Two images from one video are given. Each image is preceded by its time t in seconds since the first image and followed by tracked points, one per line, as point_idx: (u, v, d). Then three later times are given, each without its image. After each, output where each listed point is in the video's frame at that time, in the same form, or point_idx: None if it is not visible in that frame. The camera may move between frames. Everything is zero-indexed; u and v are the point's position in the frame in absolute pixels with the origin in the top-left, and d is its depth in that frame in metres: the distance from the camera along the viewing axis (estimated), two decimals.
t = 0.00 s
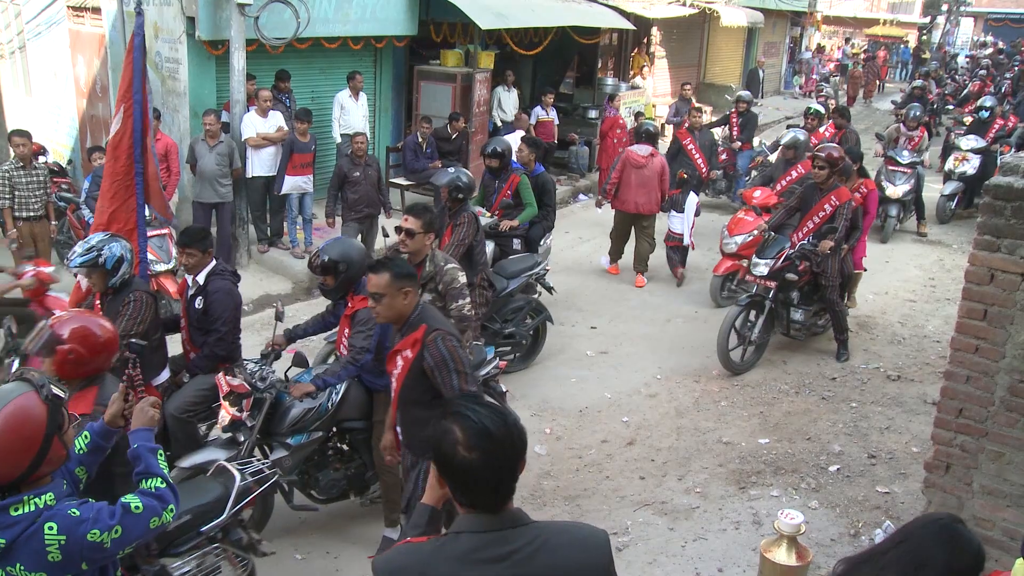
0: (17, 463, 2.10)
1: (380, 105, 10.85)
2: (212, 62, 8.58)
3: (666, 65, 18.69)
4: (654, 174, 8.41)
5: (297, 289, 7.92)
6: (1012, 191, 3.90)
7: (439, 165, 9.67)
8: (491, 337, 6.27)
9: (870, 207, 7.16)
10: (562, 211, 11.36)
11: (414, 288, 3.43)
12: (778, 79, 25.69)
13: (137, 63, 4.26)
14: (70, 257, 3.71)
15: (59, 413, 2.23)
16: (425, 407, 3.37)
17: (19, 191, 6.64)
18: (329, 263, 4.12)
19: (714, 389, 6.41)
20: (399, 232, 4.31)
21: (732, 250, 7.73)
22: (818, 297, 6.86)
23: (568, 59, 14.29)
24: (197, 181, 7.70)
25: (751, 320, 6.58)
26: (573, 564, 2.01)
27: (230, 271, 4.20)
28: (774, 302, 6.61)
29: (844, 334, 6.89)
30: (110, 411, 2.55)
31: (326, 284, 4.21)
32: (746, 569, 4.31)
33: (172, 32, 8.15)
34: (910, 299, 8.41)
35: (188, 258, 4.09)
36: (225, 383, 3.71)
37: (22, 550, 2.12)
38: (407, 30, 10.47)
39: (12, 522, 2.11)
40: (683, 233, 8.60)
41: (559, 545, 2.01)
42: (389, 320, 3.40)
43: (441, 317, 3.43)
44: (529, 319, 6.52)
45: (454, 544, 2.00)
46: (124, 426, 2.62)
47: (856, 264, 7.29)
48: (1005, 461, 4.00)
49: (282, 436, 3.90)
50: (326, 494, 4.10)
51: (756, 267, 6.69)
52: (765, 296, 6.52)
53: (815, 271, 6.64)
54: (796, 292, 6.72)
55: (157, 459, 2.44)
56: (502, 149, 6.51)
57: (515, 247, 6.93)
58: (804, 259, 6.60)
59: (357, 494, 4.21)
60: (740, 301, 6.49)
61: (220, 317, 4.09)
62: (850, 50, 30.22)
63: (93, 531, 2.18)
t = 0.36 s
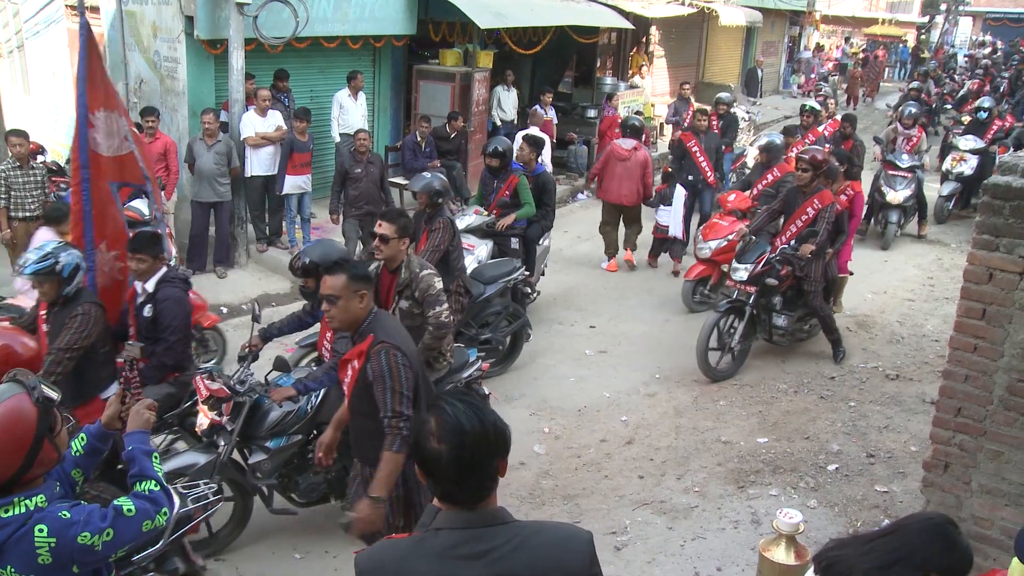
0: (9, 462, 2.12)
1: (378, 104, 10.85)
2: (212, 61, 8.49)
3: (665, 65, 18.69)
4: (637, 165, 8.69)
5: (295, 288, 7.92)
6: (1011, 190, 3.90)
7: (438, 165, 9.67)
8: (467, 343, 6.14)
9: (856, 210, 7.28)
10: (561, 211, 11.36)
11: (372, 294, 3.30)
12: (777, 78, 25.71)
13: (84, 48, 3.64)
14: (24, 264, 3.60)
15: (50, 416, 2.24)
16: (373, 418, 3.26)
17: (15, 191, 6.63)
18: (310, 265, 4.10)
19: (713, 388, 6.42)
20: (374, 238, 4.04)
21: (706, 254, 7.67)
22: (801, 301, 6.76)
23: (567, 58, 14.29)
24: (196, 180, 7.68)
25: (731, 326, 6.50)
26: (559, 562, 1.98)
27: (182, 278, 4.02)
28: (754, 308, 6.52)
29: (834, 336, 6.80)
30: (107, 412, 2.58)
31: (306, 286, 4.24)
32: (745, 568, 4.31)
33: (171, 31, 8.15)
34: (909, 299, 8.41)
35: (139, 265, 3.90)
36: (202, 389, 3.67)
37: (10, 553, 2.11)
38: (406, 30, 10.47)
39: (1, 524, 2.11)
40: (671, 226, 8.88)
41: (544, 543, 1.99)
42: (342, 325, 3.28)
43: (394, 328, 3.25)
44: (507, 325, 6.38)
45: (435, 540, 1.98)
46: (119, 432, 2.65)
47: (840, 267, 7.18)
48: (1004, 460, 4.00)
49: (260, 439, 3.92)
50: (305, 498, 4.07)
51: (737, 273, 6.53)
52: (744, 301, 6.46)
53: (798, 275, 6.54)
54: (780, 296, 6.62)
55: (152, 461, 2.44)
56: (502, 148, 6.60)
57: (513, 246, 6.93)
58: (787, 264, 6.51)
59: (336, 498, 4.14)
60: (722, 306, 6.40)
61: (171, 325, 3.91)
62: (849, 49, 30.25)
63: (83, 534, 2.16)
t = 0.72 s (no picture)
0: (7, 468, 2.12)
1: (378, 105, 10.86)
2: (211, 63, 8.48)
3: (664, 66, 18.69)
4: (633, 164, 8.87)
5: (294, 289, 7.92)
6: (1011, 191, 3.90)
7: (437, 166, 9.67)
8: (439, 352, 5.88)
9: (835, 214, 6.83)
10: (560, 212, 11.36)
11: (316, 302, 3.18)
12: (777, 78, 25.71)
13: None
14: None
15: (48, 420, 2.24)
16: (313, 429, 3.15)
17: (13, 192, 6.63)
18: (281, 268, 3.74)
19: (712, 389, 6.43)
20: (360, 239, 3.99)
21: (684, 261, 7.47)
22: (777, 310, 6.59)
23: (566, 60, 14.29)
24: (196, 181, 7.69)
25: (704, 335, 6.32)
26: (564, 565, 2.00)
27: (103, 287, 4.08)
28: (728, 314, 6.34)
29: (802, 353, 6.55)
30: (111, 414, 2.56)
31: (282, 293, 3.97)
32: (744, 569, 4.30)
33: (170, 32, 8.16)
34: (908, 299, 8.41)
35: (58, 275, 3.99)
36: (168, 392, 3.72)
37: (5, 559, 2.11)
38: (405, 31, 10.47)
39: None
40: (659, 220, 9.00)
41: (549, 546, 2.00)
42: (284, 333, 3.16)
43: (338, 338, 3.18)
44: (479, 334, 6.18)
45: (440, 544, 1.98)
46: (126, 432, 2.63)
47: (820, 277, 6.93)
48: (1003, 460, 4.00)
49: (229, 444, 3.89)
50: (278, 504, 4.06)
51: (706, 280, 6.36)
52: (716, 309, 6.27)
53: (774, 283, 6.39)
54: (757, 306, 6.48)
55: (153, 468, 2.40)
56: (497, 150, 6.64)
57: (511, 247, 6.82)
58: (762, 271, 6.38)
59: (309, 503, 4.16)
60: (691, 314, 6.19)
61: (97, 333, 3.96)
62: (848, 50, 30.22)
63: (78, 542, 2.15)
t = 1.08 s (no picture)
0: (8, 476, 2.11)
1: (377, 106, 10.86)
2: (210, 64, 8.47)
3: (663, 66, 18.69)
4: (627, 158, 9.09)
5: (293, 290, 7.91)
6: (1009, 191, 3.90)
7: (436, 167, 9.67)
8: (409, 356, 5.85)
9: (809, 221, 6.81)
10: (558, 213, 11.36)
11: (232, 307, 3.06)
12: (775, 79, 25.69)
13: None
14: None
15: (52, 427, 2.22)
16: (250, 433, 3.04)
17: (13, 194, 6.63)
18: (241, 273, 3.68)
19: (712, 390, 6.43)
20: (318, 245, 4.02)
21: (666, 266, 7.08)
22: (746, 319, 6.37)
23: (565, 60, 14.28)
24: (195, 183, 7.66)
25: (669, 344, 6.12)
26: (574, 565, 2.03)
27: (45, 296, 3.88)
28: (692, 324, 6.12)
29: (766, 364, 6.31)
30: (118, 435, 2.62)
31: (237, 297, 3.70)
32: (744, 569, 4.30)
33: (169, 34, 8.17)
34: (907, 299, 8.41)
35: None
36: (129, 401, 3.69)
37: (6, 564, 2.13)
38: (404, 32, 10.47)
39: None
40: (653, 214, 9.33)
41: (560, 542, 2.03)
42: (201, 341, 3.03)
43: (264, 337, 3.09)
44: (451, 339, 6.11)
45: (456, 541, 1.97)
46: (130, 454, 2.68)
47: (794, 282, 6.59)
48: (1003, 460, 4.00)
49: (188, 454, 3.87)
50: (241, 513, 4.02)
51: (669, 290, 6.05)
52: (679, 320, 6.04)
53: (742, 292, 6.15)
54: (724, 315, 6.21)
55: (156, 491, 2.45)
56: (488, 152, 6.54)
57: (501, 250, 6.78)
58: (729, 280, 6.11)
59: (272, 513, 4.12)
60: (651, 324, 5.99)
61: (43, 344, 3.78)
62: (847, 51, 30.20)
63: (80, 554, 2.19)
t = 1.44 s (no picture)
0: (15, 476, 2.14)
1: (376, 106, 10.86)
2: (209, 65, 8.46)
3: (662, 67, 18.70)
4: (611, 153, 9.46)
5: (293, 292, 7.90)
6: (1008, 191, 3.91)
7: (435, 167, 9.66)
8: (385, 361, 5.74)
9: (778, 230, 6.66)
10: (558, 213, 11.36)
11: (159, 334, 2.98)
12: (774, 79, 25.72)
13: None
14: None
15: (63, 429, 2.27)
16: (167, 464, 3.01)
17: (13, 195, 6.63)
18: (208, 277, 3.46)
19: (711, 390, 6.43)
20: (267, 251, 3.88)
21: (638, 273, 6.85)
22: (709, 330, 6.18)
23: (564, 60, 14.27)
24: (195, 184, 7.67)
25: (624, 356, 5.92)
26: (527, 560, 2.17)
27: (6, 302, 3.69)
28: (649, 335, 5.93)
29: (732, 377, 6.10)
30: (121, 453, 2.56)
31: (205, 300, 3.55)
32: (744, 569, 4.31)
33: (168, 34, 8.16)
34: (906, 299, 8.42)
35: None
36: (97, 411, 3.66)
37: (9, 569, 2.08)
38: (403, 32, 10.47)
39: (6, 537, 2.10)
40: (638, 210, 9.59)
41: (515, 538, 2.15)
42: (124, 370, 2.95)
43: (184, 366, 3.00)
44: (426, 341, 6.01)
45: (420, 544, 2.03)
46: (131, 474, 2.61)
47: (760, 292, 6.39)
48: (1002, 460, 4.00)
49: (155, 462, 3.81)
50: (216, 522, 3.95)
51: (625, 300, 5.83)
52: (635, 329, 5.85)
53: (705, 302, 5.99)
54: (686, 325, 6.02)
55: (158, 510, 2.40)
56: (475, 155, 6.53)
57: (490, 252, 6.75)
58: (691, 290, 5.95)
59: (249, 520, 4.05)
60: (606, 335, 5.80)
61: None
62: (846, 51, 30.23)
63: (85, 563, 2.14)
